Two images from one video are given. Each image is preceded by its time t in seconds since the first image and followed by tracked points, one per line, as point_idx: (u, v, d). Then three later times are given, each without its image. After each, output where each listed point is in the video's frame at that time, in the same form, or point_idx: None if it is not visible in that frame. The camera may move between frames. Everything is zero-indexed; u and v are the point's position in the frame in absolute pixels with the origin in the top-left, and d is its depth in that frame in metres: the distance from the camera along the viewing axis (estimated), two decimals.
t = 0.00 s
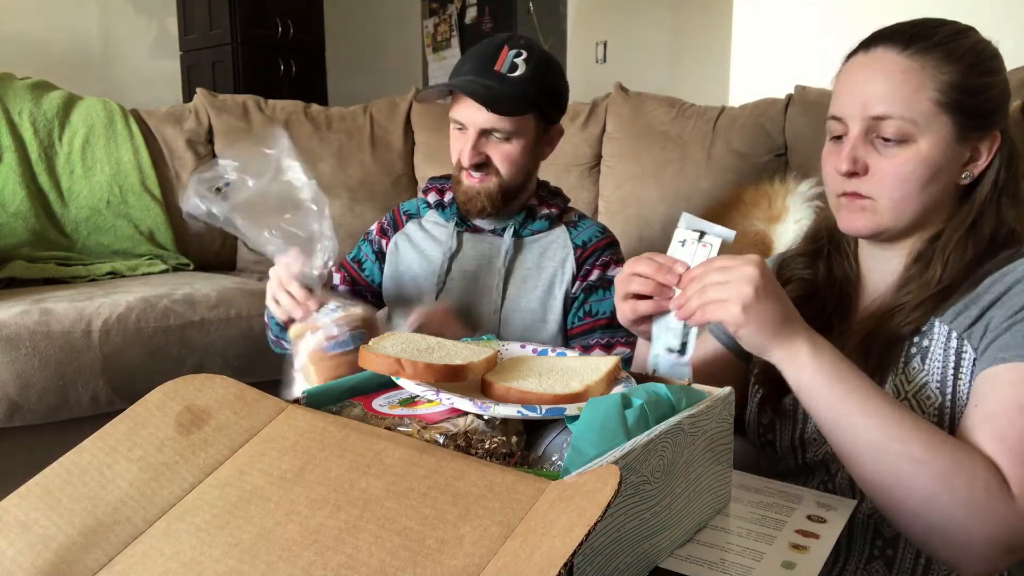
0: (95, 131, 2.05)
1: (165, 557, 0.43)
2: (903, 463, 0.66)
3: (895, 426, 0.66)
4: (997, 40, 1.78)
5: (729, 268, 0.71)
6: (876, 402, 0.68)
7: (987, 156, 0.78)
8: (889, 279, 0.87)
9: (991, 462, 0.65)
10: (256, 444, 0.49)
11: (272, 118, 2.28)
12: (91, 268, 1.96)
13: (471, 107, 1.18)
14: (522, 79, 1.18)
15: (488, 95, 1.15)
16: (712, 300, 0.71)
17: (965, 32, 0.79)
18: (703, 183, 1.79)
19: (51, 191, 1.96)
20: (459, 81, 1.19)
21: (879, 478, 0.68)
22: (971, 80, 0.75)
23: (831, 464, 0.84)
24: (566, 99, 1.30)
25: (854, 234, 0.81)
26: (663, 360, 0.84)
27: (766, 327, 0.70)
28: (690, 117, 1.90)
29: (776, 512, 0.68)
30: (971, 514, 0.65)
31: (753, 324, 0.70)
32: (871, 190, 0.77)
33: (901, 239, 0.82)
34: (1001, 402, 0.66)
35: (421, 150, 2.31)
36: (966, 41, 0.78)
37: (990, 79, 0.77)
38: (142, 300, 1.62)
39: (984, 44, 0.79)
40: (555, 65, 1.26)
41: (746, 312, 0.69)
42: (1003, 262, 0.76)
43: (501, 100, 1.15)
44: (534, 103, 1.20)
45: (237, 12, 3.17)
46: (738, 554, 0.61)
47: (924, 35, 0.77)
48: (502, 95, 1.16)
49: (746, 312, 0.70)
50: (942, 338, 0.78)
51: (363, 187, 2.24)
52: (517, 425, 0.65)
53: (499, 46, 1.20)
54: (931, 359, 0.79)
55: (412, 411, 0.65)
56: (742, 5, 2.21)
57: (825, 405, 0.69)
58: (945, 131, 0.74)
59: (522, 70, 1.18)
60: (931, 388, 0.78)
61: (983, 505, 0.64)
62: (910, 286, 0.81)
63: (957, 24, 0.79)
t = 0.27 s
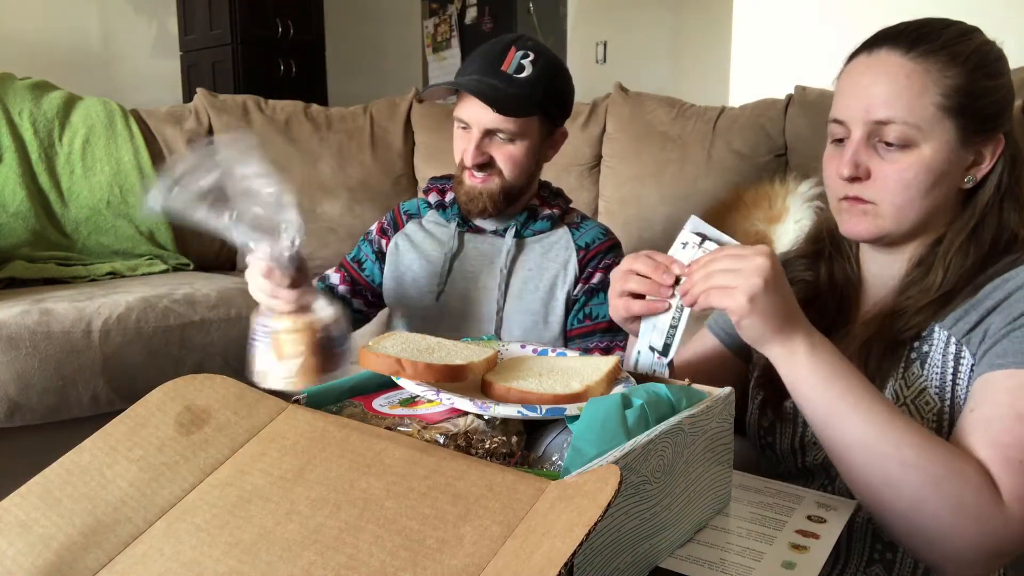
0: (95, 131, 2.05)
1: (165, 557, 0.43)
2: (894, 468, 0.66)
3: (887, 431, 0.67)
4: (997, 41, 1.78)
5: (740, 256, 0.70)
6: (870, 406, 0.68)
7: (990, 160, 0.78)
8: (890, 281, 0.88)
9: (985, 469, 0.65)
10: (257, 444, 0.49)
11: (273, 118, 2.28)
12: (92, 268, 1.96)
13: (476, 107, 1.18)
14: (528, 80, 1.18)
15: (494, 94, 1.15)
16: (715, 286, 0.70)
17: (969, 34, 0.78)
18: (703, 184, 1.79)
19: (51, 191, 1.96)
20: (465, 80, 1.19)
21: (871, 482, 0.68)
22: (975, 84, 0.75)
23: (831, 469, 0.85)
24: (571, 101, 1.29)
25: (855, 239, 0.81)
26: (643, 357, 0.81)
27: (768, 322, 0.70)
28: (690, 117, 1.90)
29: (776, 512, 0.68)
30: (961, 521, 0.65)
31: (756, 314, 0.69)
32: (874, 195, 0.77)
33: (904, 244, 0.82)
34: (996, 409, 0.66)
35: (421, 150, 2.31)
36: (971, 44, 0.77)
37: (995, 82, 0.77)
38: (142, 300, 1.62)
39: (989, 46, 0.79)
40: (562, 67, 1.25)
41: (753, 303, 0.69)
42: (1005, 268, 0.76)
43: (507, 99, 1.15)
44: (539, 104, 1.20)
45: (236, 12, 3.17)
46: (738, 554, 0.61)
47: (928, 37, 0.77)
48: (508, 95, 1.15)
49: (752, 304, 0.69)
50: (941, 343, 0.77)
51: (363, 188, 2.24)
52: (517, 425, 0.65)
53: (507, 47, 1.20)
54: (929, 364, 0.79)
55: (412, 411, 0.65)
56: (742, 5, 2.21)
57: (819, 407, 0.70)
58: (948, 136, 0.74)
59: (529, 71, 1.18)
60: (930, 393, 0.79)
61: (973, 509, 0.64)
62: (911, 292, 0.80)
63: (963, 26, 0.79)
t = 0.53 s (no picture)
0: (95, 131, 2.05)
1: (165, 557, 0.43)
2: (901, 459, 0.64)
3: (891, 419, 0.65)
4: (998, 41, 1.78)
5: (717, 254, 0.63)
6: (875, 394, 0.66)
7: (992, 161, 0.78)
8: (891, 284, 0.87)
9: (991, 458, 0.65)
10: (257, 444, 0.49)
11: (272, 118, 2.28)
12: (92, 268, 1.96)
13: (479, 111, 1.17)
14: (532, 86, 1.18)
15: (496, 101, 1.14)
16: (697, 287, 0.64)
17: (972, 34, 0.78)
18: (703, 184, 1.79)
19: (51, 191, 1.96)
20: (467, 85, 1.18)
21: (875, 473, 0.66)
22: (977, 85, 0.74)
23: (831, 469, 0.84)
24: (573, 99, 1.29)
25: (857, 242, 0.81)
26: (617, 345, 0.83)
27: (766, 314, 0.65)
28: (690, 117, 1.90)
29: (776, 512, 0.68)
30: (963, 508, 0.64)
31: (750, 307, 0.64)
32: (876, 198, 0.76)
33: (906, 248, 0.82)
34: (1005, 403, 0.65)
35: (421, 150, 2.31)
36: (973, 44, 0.77)
37: (997, 83, 0.77)
38: (142, 300, 1.62)
39: (991, 45, 0.78)
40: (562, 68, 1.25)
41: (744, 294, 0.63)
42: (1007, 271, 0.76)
43: (511, 106, 1.15)
44: (541, 109, 1.20)
45: (236, 12, 3.17)
46: (738, 554, 0.61)
47: (931, 37, 0.76)
48: (511, 100, 1.15)
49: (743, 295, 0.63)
50: (941, 345, 0.78)
51: (363, 188, 2.24)
52: (517, 425, 0.65)
53: (511, 51, 1.19)
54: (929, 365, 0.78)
55: (412, 412, 0.65)
56: (742, 5, 2.21)
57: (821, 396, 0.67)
58: (950, 137, 0.74)
59: (534, 76, 1.19)
60: (929, 397, 0.77)
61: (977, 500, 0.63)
62: (911, 293, 0.80)
63: (965, 25, 0.79)
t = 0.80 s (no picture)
0: (95, 131, 2.05)
1: (165, 558, 0.43)
2: (856, 409, 0.48)
3: (838, 370, 0.51)
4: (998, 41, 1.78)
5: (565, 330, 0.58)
6: (813, 350, 0.53)
7: (996, 164, 0.77)
8: (889, 287, 0.86)
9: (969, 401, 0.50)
10: (258, 444, 0.49)
11: (272, 118, 2.28)
12: (91, 268, 1.96)
13: (480, 112, 1.18)
14: (534, 86, 1.18)
15: (499, 100, 1.14)
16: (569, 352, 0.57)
17: (980, 34, 0.76)
18: (703, 183, 1.79)
19: (51, 191, 1.96)
20: (467, 85, 1.18)
21: (830, 442, 0.49)
22: (983, 87, 0.73)
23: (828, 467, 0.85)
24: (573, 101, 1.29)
25: (859, 241, 0.80)
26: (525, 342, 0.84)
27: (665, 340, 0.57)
28: (691, 117, 1.90)
29: (775, 512, 0.68)
30: (950, 455, 0.47)
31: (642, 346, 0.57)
32: (879, 198, 0.75)
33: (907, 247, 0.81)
34: (994, 355, 0.55)
35: (421, 150, 2.30)
36: (981, 45, 0.76)
37: (1003, 86, 0.76)
38: (142, 300, 1.62)
39: (999, 48, 0.77)
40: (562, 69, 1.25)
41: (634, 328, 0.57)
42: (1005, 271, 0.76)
43: (514, 104, 1.15)
44: (543, 110, 1.20)
45: (236, 12, 3.16)
46: (738, 554, 0.61)
47: (940, 37, 0.75)
48: (513, 101, 1.15)
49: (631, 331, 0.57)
50: (934, 342, 0.78)
51: (363, 187, 2.24)
52: (518, 425, 0.65)
53: (512, 51, 1.19)
54: (922, 362, 0.79)
55: (412, 411, 0.65)
56: (742, 5, 2.21)
57: (748, 370, 0.53)
58: (955, 138, 0.73)
59: (534, 75, 1.18)
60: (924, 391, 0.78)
61: (962, 440, 0.47)
62: (909, 292, 0.80)
63: (973, 25, 0.77)
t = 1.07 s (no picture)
0: (95, 131, 2.05)
1: (165, 557, 0.43)
2: (835, 407, 0.48)
3: (819, 364, 0.50)
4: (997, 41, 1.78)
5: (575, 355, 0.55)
6: (794, 341, 0.52)
7: (988, 165, 0.77)
8: (882, 286, 0.86)
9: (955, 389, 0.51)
10: (257, 444, 0.49)
11: (272, 118, 2.28)
12: (91, 268, 1.96)
13: (479, 118, 1.17)
14: (532, 90, 1.18)
15: (497, 108, 1.13)
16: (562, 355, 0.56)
17: (971, 37, 0.77)
18: (703, 184, 1.79)
19: (51, 191, 1.96)
20: (465, 93, 1.17)
21: (812, 440, 0.49)
22: (974, 89, 0.73)
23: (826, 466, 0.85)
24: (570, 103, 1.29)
25: (852, 244, 0.80)
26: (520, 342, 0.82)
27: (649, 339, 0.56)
28: (691, 117, 1.90)
29: (776, 512, 0.68)
30: (932, 449, 0.47)
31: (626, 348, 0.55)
32: (870, 201, 0.75)
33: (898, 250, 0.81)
34: (982, 346, 0.55)
35: (421, 150, 2.30)
36: (973, 47, 0.76)
37: (994, 88, 0.75)
38: (142, 300, 1.62)
39: (993, 48, 0.77)
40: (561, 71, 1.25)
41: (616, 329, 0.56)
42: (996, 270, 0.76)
43: (511, 112, 1.14)
44: (541, 112, 1.19)
45: (236, 12, 3.16)
46: (738, 554, 0.61)
47: (930, 40, 0.75)
48: (512, 105, 1.15)
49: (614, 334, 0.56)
50: (926, 339, 0.78)
51: (363, 187, 2.24)
52: (518, 425, 0.65)
53: (507, 54, 1.19)
54: (914, 358, 0.78)
55: (413, 411, 0.65)
56: (742, 5, 2.21)
57: (726, 366, 0.53)
58: (946, 142, 0.73)
59: (532, 79, 1.18)
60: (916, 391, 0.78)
61: (944, 433, 0.47)
62: (901, 292, 0.80)
63: (965, 27, 0.77)
